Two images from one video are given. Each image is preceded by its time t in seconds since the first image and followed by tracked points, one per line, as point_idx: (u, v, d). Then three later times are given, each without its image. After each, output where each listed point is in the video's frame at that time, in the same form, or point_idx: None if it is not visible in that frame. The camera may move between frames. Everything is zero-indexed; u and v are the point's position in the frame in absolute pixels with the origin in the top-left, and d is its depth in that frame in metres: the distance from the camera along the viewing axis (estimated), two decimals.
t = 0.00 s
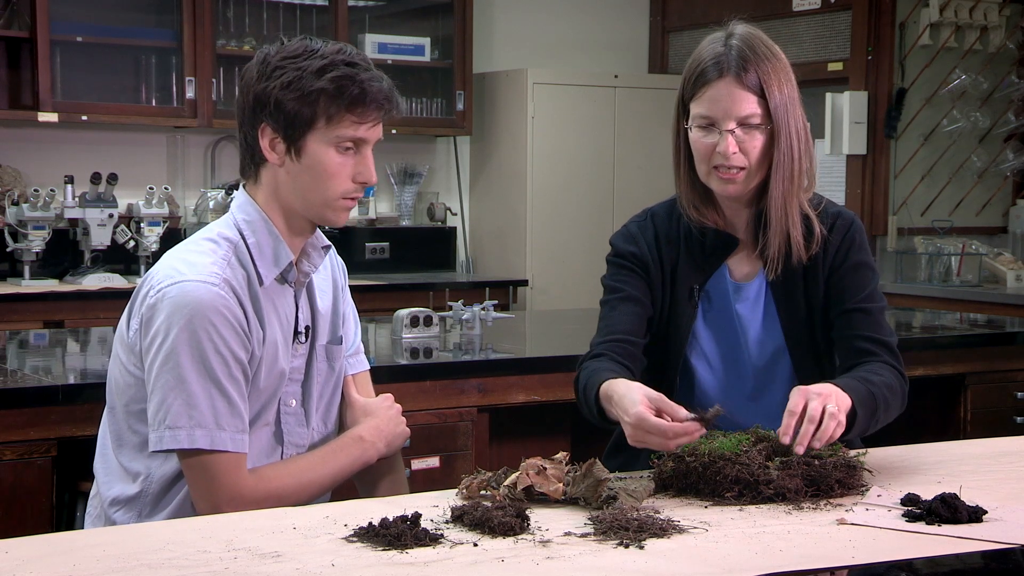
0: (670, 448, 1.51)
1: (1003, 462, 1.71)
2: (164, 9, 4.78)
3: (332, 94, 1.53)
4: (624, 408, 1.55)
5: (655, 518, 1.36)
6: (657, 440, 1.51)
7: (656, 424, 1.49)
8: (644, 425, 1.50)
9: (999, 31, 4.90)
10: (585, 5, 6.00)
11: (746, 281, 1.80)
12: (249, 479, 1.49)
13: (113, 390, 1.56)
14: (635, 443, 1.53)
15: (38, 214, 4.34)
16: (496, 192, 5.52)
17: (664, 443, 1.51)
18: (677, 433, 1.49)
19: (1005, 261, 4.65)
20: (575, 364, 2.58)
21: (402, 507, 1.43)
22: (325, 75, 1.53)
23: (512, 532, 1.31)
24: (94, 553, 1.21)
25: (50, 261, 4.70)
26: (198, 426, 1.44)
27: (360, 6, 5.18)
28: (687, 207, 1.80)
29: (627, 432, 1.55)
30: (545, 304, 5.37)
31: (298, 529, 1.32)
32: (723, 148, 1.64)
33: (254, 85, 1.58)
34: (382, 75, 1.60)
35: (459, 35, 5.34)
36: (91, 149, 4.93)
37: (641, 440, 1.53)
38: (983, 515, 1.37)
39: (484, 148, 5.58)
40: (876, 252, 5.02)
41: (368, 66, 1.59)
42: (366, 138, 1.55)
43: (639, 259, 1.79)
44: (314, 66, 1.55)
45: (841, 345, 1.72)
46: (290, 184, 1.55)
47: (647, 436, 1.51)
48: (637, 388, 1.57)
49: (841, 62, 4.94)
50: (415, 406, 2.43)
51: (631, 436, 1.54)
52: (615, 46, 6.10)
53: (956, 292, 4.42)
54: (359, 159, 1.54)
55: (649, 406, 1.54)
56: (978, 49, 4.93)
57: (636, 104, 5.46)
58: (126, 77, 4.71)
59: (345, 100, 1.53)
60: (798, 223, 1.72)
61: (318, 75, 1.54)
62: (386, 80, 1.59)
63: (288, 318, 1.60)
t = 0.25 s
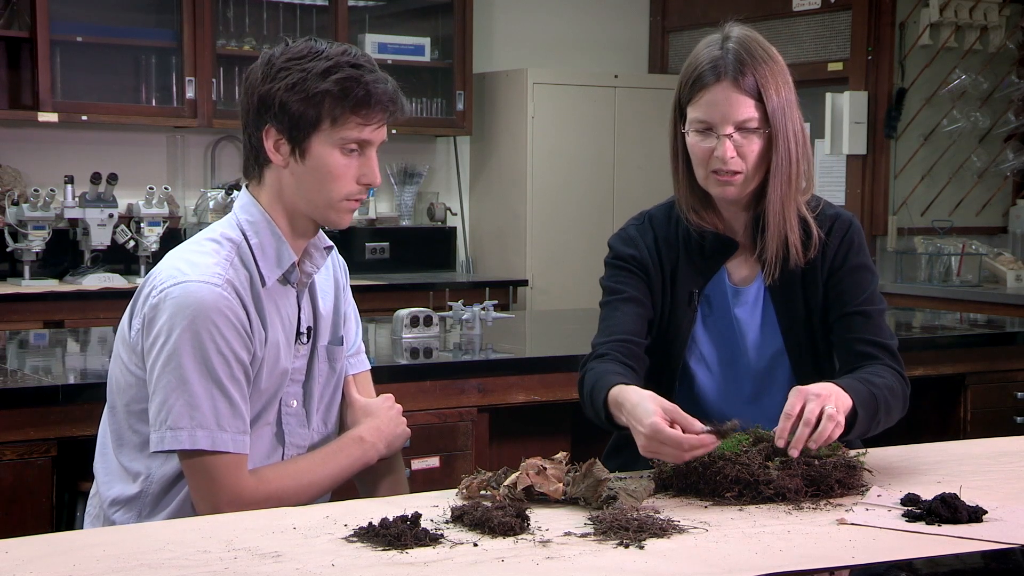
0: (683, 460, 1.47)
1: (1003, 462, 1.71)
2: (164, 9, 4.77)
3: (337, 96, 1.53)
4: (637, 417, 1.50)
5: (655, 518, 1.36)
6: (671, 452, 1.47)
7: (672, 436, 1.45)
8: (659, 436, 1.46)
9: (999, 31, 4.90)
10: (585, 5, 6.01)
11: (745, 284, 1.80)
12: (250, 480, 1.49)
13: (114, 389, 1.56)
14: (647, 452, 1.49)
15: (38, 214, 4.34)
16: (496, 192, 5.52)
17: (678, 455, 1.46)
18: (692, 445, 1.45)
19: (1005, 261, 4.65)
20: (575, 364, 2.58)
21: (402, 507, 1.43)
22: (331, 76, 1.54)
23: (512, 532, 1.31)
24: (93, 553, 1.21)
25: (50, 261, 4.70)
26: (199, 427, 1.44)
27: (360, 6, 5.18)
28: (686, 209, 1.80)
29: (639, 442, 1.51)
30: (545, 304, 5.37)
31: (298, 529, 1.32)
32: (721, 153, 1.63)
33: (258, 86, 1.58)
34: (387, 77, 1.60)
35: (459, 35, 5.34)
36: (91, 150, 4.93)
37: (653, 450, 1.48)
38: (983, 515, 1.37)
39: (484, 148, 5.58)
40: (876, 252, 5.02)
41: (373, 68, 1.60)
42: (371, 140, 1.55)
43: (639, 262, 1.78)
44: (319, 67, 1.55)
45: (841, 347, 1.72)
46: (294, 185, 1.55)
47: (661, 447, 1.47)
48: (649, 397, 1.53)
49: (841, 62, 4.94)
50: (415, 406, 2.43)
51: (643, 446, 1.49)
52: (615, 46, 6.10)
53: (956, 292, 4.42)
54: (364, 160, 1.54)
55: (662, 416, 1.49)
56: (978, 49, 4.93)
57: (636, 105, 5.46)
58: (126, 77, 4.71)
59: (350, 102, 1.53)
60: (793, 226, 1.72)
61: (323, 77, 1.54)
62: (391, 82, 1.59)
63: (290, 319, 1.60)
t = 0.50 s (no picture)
0: (697, 473, 1.47)
1: (1003, 462, 1.71)
2: (164, 9, 4.77)
3: (338, 96, 1.53)
4: (651, 426, 1.49)
5: (655, 518, 1.36)
6: (687, 463, 1.46)
7: (692, 447, 1.44)
8: (679, 447, 1.45)
9: (999, 31, 4.90)
10: (585, 5, 6.01)
11: (744, 287, 1.80)
12: (251, 481, 1.49)
13: (114, 389, 1.56)
14: (659, 462, 1.48)
15: (38, 214, 4.34)
16: (496, 192, 5.52)
17: (694, 467, 1.46)
18: (710, 458, 1.45)
19: (1006, 261, 4.65)
20: (575, 364, 2.58)
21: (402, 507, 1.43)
22: (332, 76, 1.54)
23: (512, 532, 1.31)
24: (93, 553, 1.21)
25: (50, 261, 4.70)
26: (200, 427, 1.44)
27: (360, 6, 5.17)
28: (684, 210, 1.80)
29: (651, 450, 1.49)
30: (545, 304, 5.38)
31: (298, 529, 1.32)
32: (715, 155, 1.64)
33: (260, 86, 1.58)
34: (387, 76, 1.60)
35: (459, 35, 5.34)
36: (91, 150, 4.93)
37: (668, 460, 1.47)
38: (983, 515, 1.37)
39: (484, 147, 5.58)
40: (876, 251, 5.02)
41: (374, 67, 1.60)
42: (372, 139, 1.55)
43: (639, 263, 1.78)
44: (321, 67, 1.55)
45: (841, 349, 1.72)
46: (295, 185, 1.55)
47: (677, 457, 1.46)
48: (664, 406, 1.52)
49: (841, 62, 4.94)
50: (415, 406, 2.43)
51: (656, 455, 1.48)
52: (615, 46, 6.10)
53: (956, 292, 4.42)
54: (365, 160, 1.54)
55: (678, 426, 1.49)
56: (978, 49, 4.94)
57: (635, 105, 5.46)
58: (126, 77, 4.71)
59: (352, 102, 1.53)
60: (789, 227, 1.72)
61: (324, 76, 1.54)
62: (392, 81, 1.59)
63: (290, 319, 1.60)
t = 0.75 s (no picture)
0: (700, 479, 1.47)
1: (1004, 462, 1.71)
2: (163, 8, 4.77)
3: (338, 95, 1.53)
4: (660, 426, 1.49)
5: (655, 518, 1.36)
6: (693, 467, 1.46)
7: (702, 451, 1.44)
8: (688, 450, 1.44)
9: (999, 31, 4.90)
10: (585, 5, 6.01)
11: (742, 288, 1.79)
12: (251, 480, 1.49)
13: (114, 389, 1.55)
14: (665, 463, 1.48)
15: (38, 214, 4.34)
16: (496, 191, 5.52)
17: (699, 472, 1.46)
18: (718, 463, 1.45)
19: (1006, 261, 4.65)
20: (575, 364, 2.58)
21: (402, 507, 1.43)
22: (332, 75, 1.54)
23: (512, 532, 1.31)
24: (93, 553, 1.21)
25: (50, 261, 4.70)
26: (199, 426, 1.44)
27: (360, 6, 5.17)
28: (682, 210, 1.79)
29: (657, 449, 1.49)
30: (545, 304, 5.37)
31: (298, 529, 1.32)
32: (711, 154, 1.64)
33: (258, 85, 1.58)
34: (386, 75, 1.60)
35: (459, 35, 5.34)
36: (91, 149, 4.93)
37: (674, 462, 1.47)
38: (983, 515, 1.37)
39: (484, 147, 5.58)
40: (876, 251, 5.02)
41: (372, 66, 1.60)
42: (371, 138, 1.55)
43: (639, 263, 1.78)
44: (320, 66, 1.55)
45: (840, 351, 1.72)
46: (296, 184, 1.55)
47: (684, 461, 1.46)
48: (674, 407, 1.51)
49: (841, 62, 4.94)
50: (415, 406, 2.43)
51: (664, 456, 1.47)
52: (615, 46, 6.10)
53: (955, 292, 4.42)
54: (364, 159, 1.54)
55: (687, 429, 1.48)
56: (978, 49, 4.94)
57: (635, 105, 5.46)
58: (126, 77, 4.71)
59: (353, 101, 1.53)
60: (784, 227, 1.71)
61: (324, 75, 1.54)
62: (390, 80, 1.59)
63: (290, 319, 1.60)
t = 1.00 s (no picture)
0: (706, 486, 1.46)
1: (1003, 462, 1.71)
2: (163, 8, 4.77)
3: (341, 93, 1.54)
4: (669, 429, 1.49)
5: (655, 518, 1.36)
6: (699, 473, 1.46)
7: (709, 455, 1.44)
8: (696, 453, 1.45)
9: (999, 31, 4.90)
10: (585, 5, 6.01)
11: (744, 287, 1.79)
12: (250, 480, 1.49)
13: (114, 390, 1.56)
14: (673, 466, 1.49)
15: (38, 214, 4.34)
16: (496, 191, 5.52)
17: (705, 478, 1.46)
18: (727, 468, 1.45)
19: (1005, 261, 4.65)
20: (575, 364, 2.58)
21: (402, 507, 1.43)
22: (334, 74, 1.54)
23: (512, 532, 1.31)
24: (93, 553, 1.21)
25: (51, 261, 4.70)
26: (198, 427, 1.44)
27: (360, 6, 5.17)
28: (682, 211, 1.79)
29: (666, 452, 1.49)
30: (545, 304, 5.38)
31: (298, 529, 1.32)
32: (712, 156, 1.64)
33: (257, 90, 1.58)
34: (383, 68, 1.61)
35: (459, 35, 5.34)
36: (91, 149, 4.93)
37: (682, 466, 1.48)
38: (983, 515, 1.37)
39: (484, 147, 5.58)
40: (876, 251, 5.02)
41: (369, 61, 1.61)
42: (374, 130, 1.57)
43: (639, 263, 1.78)
44: (320, 64, 1.55)
45: (841, 352, 1.72)
46: (304, 185, 1.55)
47: (691, 465, 1.46)
48: (684, 410, 1.52)
49: (841, 62, 4.94)
50: (415, 406, 2.43)
51: (673, 459, 1.48)
52: (615, 46, 6.10)
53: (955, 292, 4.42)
54: (369, 153, 1.56)
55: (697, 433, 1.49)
56: (978, 49, 4.94)
57: (635, 105, 5.46)
58: (126, 77, 4.72)
59: (357, 98, 1.54)
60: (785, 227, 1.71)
61: (326, 74, 1.54)
62: (388, 73, 1.61)
63: (290, 318, 1.60)
